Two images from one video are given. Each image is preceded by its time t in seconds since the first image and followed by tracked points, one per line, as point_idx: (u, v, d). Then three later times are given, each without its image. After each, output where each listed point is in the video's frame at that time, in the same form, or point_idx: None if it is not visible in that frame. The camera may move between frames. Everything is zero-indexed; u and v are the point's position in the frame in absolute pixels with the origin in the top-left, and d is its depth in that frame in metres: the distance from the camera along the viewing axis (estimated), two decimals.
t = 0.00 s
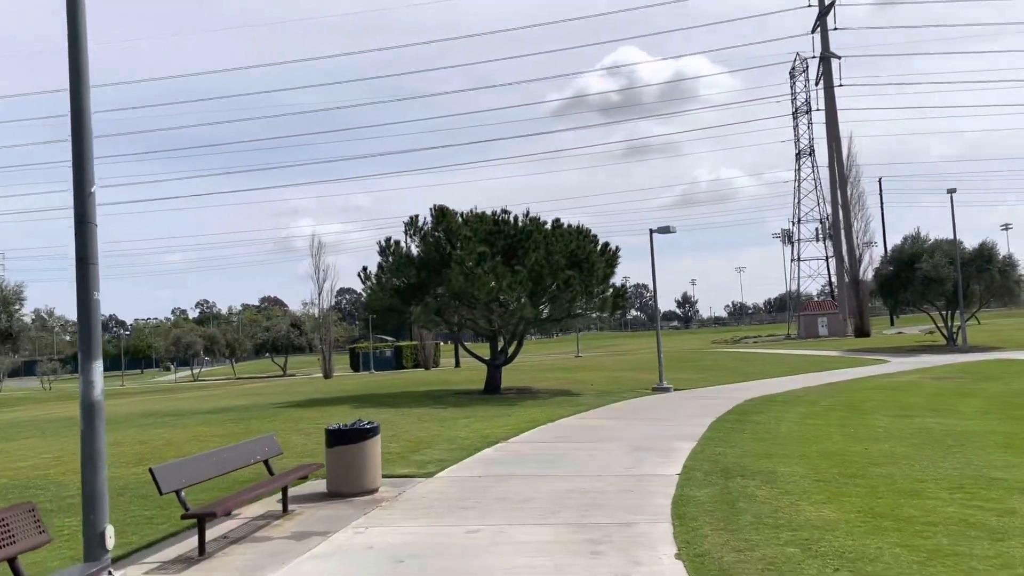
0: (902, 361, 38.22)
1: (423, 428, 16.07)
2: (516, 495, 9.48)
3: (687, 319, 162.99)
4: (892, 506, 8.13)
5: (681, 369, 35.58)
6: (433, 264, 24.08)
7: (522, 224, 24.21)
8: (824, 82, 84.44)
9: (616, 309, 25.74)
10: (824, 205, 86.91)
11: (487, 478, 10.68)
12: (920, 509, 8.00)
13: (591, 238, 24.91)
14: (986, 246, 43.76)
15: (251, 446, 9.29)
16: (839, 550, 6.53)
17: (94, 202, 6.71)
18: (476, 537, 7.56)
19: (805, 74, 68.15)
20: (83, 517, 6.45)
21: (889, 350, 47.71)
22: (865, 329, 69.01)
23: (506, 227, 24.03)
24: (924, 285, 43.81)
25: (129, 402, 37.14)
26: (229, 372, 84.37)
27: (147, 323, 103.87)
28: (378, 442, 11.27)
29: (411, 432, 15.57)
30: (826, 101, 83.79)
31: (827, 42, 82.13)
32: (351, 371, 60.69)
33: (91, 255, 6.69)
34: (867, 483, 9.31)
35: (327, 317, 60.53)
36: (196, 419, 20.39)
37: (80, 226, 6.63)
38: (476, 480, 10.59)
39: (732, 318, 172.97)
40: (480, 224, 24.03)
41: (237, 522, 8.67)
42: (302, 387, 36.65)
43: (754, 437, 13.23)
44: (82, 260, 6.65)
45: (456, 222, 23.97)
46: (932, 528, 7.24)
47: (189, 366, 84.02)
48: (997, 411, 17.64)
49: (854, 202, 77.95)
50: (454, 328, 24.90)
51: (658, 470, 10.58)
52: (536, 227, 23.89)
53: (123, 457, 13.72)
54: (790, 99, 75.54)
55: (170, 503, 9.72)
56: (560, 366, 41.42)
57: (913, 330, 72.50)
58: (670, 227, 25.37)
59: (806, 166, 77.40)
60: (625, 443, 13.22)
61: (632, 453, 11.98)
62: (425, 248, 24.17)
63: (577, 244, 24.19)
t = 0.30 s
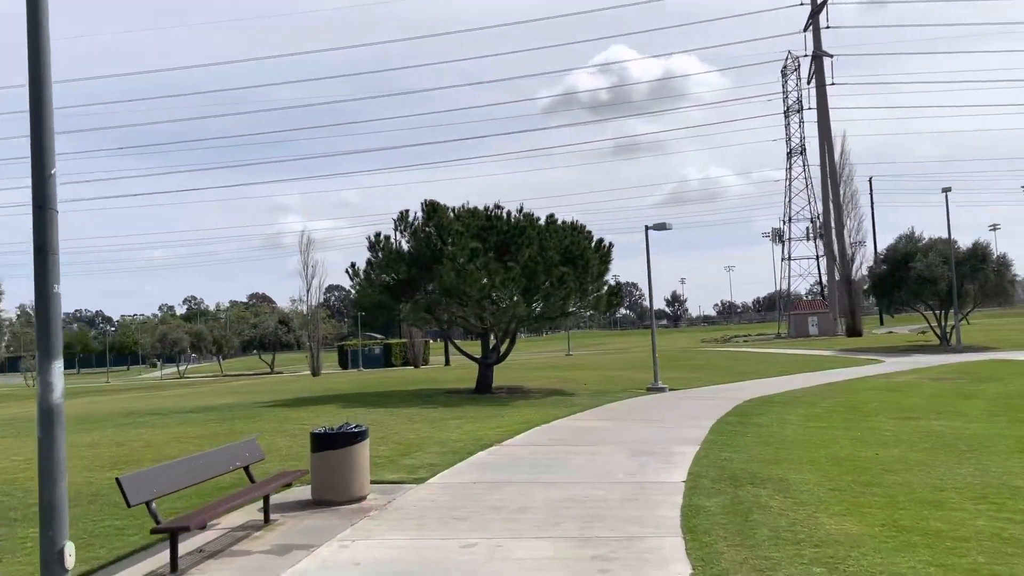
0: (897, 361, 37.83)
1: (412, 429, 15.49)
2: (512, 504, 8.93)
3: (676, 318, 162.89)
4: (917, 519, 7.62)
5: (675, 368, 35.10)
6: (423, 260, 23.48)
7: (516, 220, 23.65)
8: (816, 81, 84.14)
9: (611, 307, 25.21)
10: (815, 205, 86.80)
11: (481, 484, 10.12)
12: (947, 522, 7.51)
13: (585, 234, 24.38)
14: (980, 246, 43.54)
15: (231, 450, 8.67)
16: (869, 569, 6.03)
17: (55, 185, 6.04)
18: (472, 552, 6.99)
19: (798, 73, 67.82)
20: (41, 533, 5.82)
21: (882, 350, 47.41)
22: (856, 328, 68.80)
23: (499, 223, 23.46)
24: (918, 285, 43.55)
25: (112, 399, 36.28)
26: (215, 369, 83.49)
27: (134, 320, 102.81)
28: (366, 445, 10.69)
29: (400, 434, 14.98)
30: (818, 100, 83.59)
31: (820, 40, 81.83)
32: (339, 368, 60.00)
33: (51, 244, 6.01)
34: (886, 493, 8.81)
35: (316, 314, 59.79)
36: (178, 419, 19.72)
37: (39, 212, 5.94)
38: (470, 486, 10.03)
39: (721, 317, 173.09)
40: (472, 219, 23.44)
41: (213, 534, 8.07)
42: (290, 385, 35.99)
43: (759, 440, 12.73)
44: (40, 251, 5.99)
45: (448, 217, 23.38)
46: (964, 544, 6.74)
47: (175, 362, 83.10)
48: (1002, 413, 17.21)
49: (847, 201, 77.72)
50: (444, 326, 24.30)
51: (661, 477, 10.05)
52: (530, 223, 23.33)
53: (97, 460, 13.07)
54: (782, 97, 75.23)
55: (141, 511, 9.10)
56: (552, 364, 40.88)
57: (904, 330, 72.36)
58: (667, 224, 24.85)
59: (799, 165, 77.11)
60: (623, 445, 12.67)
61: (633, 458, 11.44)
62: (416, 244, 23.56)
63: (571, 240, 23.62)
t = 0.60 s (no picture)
0: (887, 359, 37.58)
1: (397, 430, 14.91)
2: (503, 512, 8.39)
3: (662, 316, 162.82)
4: (936, 531, 7.15)
5: (663, 366, 34.68)
6: (409, 255, 22.87)
7: (504, 215, 23.10)
8: (802, 79, 84.03)
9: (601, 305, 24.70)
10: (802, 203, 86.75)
11: (469, 490, 9.58)
12: (968, 534, 7.04)
13: (575, 230, 23.86)
14: (968, 244, 43.40)
15: (199, 457, 8.04)
16: None
17: None
18: (460, 566, 6.46)
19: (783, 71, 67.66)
20: None
21: (870, 348, 47.21)
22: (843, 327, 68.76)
23: (487, 218, 22.91)
24: (906, 283, 43.36)
25: (88, 396, 35.40)
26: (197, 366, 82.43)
27: (115, 316, 101.42)
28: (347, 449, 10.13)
29: (383, 436, 14.37)
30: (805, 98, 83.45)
31: (806, 38, 81.70)
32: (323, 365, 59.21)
33: None
34: (897, 500, 8.34)
35: (299, 311, 58.96)
36: (153, 417, 19.04)
37: None
38: (459, 492, 9.48)
39: (706, 315, 173.24)
40: (459, 214, 22.86)
41: (179, 547, 7.48)
42: (273, 383, 35.27)
43: (757, 442, 12.24)
44: None
45: (435, 211, 22.79)
46: (991, 560, 6.27)
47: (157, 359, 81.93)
48: (1001, 413, 16.86)
49: (834, 199, 77.63)
50: (430, 322, 23.71)
51: (658, 482, 9.54)
52: (519, 218, 22.79)
53: (64, 462, 12.40)
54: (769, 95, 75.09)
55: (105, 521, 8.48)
56: (539, 362, 40.38)
57: (890, 328, 72.38)
58: (657, 220, 24.36)
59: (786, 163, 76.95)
60: (617, 447, 12.16)
61: (628, 462, 10.93)
62: (401, 239, 22.95)
63: (560, 236, 23.09)
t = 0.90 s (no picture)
0: (870, 356, 37.39)
1: (375, 431, 14.31)
2: (487, 522, 7.80)
3: (642, 313, 162.85)
4: (952, 542, 6.68)
5: (647, 363, 34.27)
6: (389, 248, 22.25)
7: (487, 209, 22.58)
8: (784, 76, 84.14)
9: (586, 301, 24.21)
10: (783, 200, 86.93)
11: (451, 497, 9.02)
12: (989, 545, 6.57)
13: (560, 224, 23.36)
14: (951, 241, 43.40)
15: (157, 464, 7.41)
16: None
17: None
18: None
19: (766, 66, 67.67)
20: None
21: (853, 345, 47.14)
22: (824, 324, 68.88)
23: (469, 212, 22.38)
24: (889, 281, 43.31)
25: (59, 393, 34.47)
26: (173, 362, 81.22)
27: (90, 311, 99.80)
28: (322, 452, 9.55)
29: (361, 437, 13.76)
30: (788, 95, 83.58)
31: (789, 35, 81.77)
32: (301, 361, 58.38)
33: None
34: (906, 506, 7.87)
35: (278, 307, 58.06)
36: (121, 416, 18.29)
37: None
38: (440, 499, 8.91)
39: (686, 312, 173.56)
40: (441, 207, 22.27)
41: (135, 561, 6.88)
42: (249, 379, 34.52)
43: (751, 444, 11.77)
44: None
45: (416, 203, 22.16)
46: None
47: (132, 354, 80.62)
48: (994, 412, 16.52)
49: (816, 196, 77.71)
50: (411, 318, 23.08)
51: (651, 488, 9.02)
52: (502, 211, 22.26)
53: (20, 465, 11.69)
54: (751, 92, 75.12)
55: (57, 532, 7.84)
56: (520, 359, 39.89)
57: (870, 325, 72.64)
58: (643, 214, 23.89)
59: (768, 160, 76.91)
60: (606, 449, 11.62)
61: (619, 465, 10.41)
62: (381, 233, 22.32)
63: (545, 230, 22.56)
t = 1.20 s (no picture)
0: (849, 352, 37.31)
1: (350, 431, 13.73)
2: (470, 531, 7.28)
3: (618, 308, 162.90)
4: (969, 551, 6.25)
5: (626, 359, 33.89)
6: (364, 241, 21.62)
7: (465, 201, 22.02)
8: (762, 72, 84.21)
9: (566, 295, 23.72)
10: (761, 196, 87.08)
11: (431, 503, 8.49)
12: (1005, 556, 6.17)
13: (540, 217, 22.85)
14: (930, 237, 43.51)
15: (108, 472, 6.78)
16: None
17: None
18: None
19: (743, 60, 67.61)
20: None
21: (831, 341, 47.15)
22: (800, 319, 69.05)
23: (447, 203, 21.81)
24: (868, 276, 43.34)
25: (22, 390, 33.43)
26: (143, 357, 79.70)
27: (57, 305, 97.73)
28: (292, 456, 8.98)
29: (335, 437, 13.17)
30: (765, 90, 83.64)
31: (766, 31, 81.79)
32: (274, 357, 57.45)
33: None
34: (913, 512, 7.46)
35: (250, 301, 57.05)
36: (82, 415, 17.51)
37: None
38: (420, 506, 8.38)
39: (662, 307, 173.90)
40: (418, 198, 21.68)
41: None
42: (220, 376, 33.70)
43: (742, 443, 11.35)
44: None
45: (392, 195, 21.55)
46: None
47: (100, 349, 79.02)
48: (982, 409, 16.29)
49: (793, 191, 77.87)
50: (387, 312, 22.47)
51: (642, 491, 8.56)
52: (481, 204, 21.70)
53: None
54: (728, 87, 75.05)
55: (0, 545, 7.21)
56: (499, 354, 39.39)
57: (846, 321, 72.96)
58: (625, 207, 23.47)
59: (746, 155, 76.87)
60: (592, 450, 11.15)
61: (607, 467, 9.95)
62: (356, 225, 21.70)
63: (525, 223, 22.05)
